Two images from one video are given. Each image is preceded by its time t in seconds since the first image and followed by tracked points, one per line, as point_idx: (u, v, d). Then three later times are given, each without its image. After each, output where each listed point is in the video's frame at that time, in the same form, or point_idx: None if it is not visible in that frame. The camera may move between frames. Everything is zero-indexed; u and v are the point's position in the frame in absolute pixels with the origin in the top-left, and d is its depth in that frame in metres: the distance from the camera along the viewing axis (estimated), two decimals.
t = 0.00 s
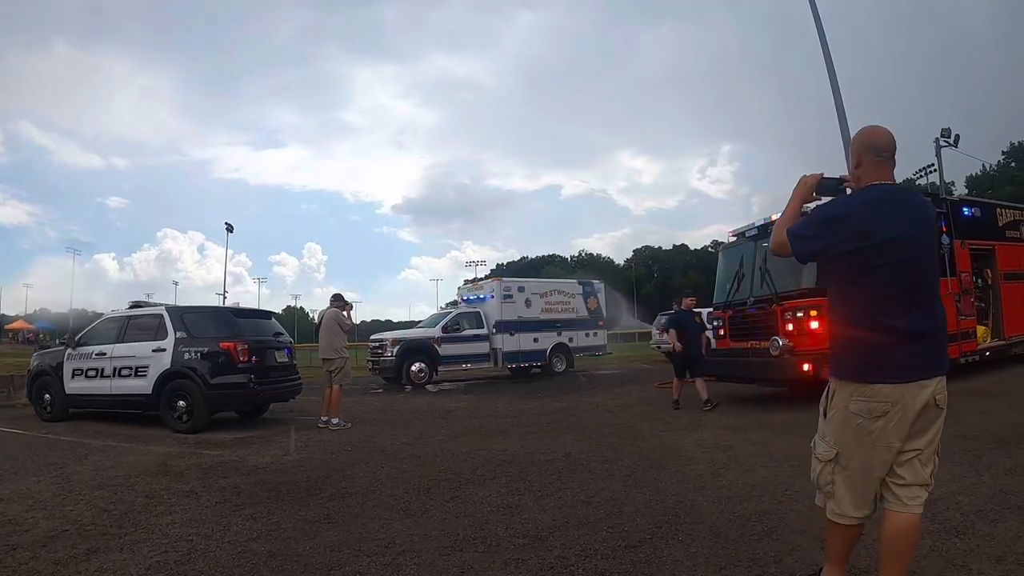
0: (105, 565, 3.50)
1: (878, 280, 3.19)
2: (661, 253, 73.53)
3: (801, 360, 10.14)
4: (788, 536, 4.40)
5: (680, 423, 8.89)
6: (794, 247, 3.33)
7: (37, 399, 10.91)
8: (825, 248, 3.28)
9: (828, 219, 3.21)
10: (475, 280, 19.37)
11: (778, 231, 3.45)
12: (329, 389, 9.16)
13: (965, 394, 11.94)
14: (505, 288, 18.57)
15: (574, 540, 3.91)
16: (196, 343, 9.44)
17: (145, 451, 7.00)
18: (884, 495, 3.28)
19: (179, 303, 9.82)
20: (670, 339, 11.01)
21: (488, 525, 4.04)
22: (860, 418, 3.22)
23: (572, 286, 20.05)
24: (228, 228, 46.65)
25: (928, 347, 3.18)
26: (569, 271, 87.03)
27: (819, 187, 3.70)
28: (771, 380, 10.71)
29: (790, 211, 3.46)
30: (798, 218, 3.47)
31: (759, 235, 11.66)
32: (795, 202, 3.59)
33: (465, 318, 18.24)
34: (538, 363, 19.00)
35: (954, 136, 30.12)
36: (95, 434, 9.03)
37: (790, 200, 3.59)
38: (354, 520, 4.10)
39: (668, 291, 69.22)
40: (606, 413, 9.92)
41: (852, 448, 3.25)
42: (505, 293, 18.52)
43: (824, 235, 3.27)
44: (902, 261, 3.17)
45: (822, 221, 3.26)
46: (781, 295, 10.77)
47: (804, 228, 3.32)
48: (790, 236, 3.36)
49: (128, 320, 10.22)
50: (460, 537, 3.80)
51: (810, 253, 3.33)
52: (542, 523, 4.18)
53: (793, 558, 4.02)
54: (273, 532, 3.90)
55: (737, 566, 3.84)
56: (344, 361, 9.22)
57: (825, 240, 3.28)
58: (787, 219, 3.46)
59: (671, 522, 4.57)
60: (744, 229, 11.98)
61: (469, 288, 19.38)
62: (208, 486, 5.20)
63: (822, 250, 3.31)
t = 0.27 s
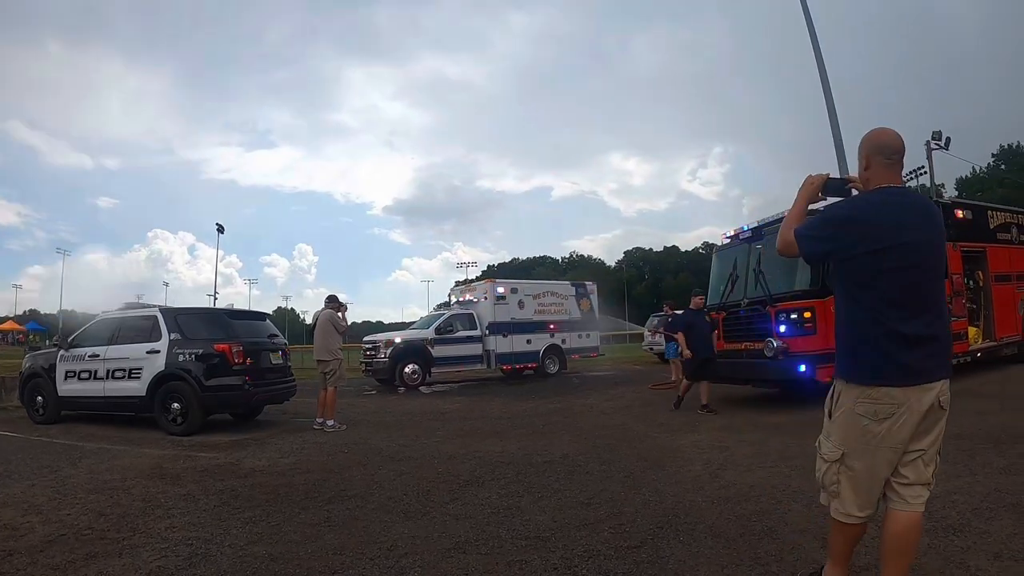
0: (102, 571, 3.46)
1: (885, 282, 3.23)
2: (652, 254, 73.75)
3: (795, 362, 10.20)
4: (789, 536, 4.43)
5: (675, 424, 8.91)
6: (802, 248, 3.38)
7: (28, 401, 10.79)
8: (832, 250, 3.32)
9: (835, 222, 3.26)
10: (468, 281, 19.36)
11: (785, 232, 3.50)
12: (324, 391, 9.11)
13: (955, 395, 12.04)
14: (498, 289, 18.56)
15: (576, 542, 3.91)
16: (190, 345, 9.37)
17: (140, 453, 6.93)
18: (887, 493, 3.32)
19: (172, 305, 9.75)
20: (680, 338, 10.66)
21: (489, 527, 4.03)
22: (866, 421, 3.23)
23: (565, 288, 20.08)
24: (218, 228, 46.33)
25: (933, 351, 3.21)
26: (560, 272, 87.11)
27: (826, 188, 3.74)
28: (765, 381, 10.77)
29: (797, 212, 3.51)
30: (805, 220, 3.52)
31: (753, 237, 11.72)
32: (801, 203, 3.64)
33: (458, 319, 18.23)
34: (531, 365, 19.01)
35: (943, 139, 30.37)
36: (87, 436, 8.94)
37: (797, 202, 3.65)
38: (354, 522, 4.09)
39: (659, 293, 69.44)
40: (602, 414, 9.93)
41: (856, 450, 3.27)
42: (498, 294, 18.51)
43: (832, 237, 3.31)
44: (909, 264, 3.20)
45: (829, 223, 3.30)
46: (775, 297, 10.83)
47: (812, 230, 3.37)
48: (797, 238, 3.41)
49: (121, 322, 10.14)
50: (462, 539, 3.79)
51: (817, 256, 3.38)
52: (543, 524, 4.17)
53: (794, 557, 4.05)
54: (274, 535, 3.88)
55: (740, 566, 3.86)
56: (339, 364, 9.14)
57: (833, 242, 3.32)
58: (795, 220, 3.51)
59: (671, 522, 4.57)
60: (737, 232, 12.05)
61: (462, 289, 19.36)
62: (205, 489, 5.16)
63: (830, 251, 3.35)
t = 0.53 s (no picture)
0: (114, 571, 3.50)
1: (898, 285, 3.23)
2: (648, 255, 73.84)
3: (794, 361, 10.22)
4: (796, 531, 4.43)
5: (677, 423, 8.91)
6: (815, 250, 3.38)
7: (28, 401, 10.73)
8: (846, 252, 3.32)
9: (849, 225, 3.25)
10: (468, 282, 19.35)
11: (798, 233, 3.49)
12: (325, 392, 9.08)
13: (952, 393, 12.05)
14: (497, 289, 18.55)
15: (586, 538, 3.95)
16: (192, 344, 9.32)
17: (143, 453, 6.91)
18: (896, 487, 3.32)
19: (174, 305, 9.71)
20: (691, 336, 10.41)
21: (500, 524, 4.11)
22: (877, 417, 3.24)
23: (563, 288, 20.09)
24: (215, 228, 46.21)
25: (944, 352, 3.22)
26: (557, 272, 87.13)
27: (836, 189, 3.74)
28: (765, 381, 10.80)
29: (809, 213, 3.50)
30: (818, 221, 3.51)
31: (753, 238, 11.75)
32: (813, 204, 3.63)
33: (457, 319, 18.22)
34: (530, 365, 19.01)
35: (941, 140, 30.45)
36: (88, 436, 8.91)
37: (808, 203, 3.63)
38: (364, 522, 4.18)
39: (655, 293, 69.52)
40: (603, 414, 9.94)
41: (867, 446, 3.28)
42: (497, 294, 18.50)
43: (846, 239, 3.30)
44: (922, 267, 3.20)
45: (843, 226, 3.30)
46: (775, 297, 10.86)
47: (825, 233, 3.36)
48: (810, 239, 3.40)
49: (122, 322, 10.10)
50: (473, 537, 3.88)
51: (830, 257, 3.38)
52: (554, 521, 4.22)
53: (802, 552, 4.05)
54: (286, 535, 3.95)
55: (751, 561, 3.86)
56: (342, 364, 9.12)
57: (846, 244, 3.31)
58: (807, 222, 3.50)
59: (680, 520, 4.55)
60: (737, 233, 12.07)
61: (462, 289, 19.35)
62: (212, 489, 5.18)
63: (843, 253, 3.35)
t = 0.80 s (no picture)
0: (128, 571, 3.62)
1: (906, 285, 3.22)
2: (646, 255, 73.88)
3: (795, 360, 10.24)
4: (801, 528, 4.42)
5: (678, 422, 8.91)
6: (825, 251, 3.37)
7: (29, 401, 10.68)
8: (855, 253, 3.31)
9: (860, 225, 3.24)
10: (468, 281, 19.34)
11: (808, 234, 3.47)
12: (322, 393, 9.05)
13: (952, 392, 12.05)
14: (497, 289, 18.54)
15: (595, 536, 4.12)
16: (195, 344, 9.29)
17: (145, 453, 6.89)
18: (901, 483, 3.32)
19: (176, 305, 9.68)
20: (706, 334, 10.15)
21: (509, 523, 4.36)
22: (883, 414, 3.24)
23: (563, 288, 20.09)
24: (214, 227, 45.91)
25: (951, 351, 3.23)
26: (555, 272, 87.11)
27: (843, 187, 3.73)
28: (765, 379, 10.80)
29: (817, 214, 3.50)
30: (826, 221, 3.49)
31: (753, 237, 11.76)
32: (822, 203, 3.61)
33: (457, 319, 18.21)
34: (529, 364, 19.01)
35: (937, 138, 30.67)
36: (88, 436, 8.89)
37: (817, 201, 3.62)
38: (372, 521, 4.43)
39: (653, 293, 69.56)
40: (605, 413, 9.94)
41: (874, 442, 3.27)
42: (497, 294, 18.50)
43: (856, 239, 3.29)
44: (929, 266, 3.20)
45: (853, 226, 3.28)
46: (775, 296, 10.89)
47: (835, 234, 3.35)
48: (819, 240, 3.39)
49: (124, 321, 10.07)
50: (482, 536, 4.12)
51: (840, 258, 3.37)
52: (562, 520, 4.43)
53: (808, 548, 4.06)
54: (295, 534, 4.16)
55: (758, 556, 3.90)
56: (340, 362, 9.13)
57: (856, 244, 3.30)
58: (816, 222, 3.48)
59: (685, 517, 4.57)
60: (737, 232, 12.08)
61: (462, 288, 19.34)
62: (217, 488, 5.28)
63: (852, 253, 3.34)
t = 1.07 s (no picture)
0: (126, 572, 3.59)
1: (911, 283, 3.22)
2: (643, 254, 73.93)
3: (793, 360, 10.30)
4: (802, 527, 4.43)
5: (677, 421, 8.92)
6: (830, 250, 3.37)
7: (26, 400, 10.64)
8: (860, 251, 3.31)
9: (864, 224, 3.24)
10: (465, 281, 19.32)
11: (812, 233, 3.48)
12: (313, 394, 9.09)
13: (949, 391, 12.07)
14: (495, 288, 18.53)
15: (596, 535, 4.12)
16: (193, 343, 9.26)
17: (144, 453, 6.87)
18: (903, 481, 3.33)
19: (174, 304, 9.64)
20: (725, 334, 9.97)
21: (510, 522, 4.35)
22: (887, 411, 3.25)
23: (561, 287, 20.09)
24: (211, 226, 45.82)
25: (955, 349, 3.23)
26: (551, 272, 87.12)
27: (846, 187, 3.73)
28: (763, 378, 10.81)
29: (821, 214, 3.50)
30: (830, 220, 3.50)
31: (751, 237, 11.78)
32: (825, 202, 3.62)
33: (455, 318, 18.19)
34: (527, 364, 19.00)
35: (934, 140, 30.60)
36: (86, 436, 8.85)
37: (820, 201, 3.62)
38: (373, 520, 4.42)
39: (649, 292, 69.62)
40: (604, 412, 9.94)
41: (876, 440, 3.28)
42: (494, 293, 18.49)
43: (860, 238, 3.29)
44: (933, 263, 3.19)
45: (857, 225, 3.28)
46: (774, 297, 10.92)
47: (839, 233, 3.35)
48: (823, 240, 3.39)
49: (121, 321, 10.03)
50: (484, 535, 4.12)
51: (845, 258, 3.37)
52: (563, 519, 4.43)
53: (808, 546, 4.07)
54: (295, 534, 4.14)
55: (759, 554, 3.92)
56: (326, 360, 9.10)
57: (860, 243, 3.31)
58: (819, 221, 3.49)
59: (686, 515, 4.58)
60: (735, 232, 12.09)
61: (459, 288, 19.32)
62: (216, 489, 5.26)
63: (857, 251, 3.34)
